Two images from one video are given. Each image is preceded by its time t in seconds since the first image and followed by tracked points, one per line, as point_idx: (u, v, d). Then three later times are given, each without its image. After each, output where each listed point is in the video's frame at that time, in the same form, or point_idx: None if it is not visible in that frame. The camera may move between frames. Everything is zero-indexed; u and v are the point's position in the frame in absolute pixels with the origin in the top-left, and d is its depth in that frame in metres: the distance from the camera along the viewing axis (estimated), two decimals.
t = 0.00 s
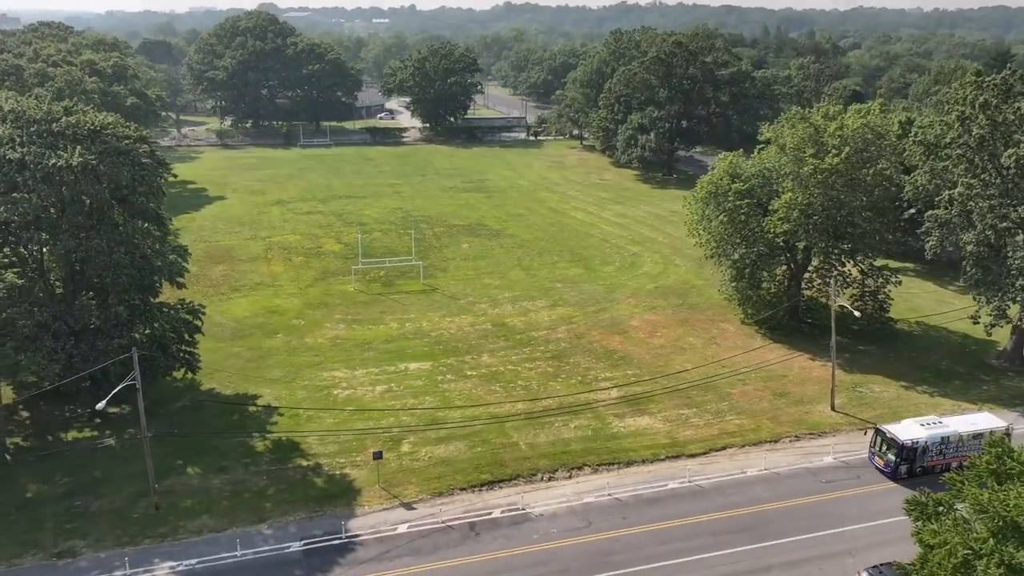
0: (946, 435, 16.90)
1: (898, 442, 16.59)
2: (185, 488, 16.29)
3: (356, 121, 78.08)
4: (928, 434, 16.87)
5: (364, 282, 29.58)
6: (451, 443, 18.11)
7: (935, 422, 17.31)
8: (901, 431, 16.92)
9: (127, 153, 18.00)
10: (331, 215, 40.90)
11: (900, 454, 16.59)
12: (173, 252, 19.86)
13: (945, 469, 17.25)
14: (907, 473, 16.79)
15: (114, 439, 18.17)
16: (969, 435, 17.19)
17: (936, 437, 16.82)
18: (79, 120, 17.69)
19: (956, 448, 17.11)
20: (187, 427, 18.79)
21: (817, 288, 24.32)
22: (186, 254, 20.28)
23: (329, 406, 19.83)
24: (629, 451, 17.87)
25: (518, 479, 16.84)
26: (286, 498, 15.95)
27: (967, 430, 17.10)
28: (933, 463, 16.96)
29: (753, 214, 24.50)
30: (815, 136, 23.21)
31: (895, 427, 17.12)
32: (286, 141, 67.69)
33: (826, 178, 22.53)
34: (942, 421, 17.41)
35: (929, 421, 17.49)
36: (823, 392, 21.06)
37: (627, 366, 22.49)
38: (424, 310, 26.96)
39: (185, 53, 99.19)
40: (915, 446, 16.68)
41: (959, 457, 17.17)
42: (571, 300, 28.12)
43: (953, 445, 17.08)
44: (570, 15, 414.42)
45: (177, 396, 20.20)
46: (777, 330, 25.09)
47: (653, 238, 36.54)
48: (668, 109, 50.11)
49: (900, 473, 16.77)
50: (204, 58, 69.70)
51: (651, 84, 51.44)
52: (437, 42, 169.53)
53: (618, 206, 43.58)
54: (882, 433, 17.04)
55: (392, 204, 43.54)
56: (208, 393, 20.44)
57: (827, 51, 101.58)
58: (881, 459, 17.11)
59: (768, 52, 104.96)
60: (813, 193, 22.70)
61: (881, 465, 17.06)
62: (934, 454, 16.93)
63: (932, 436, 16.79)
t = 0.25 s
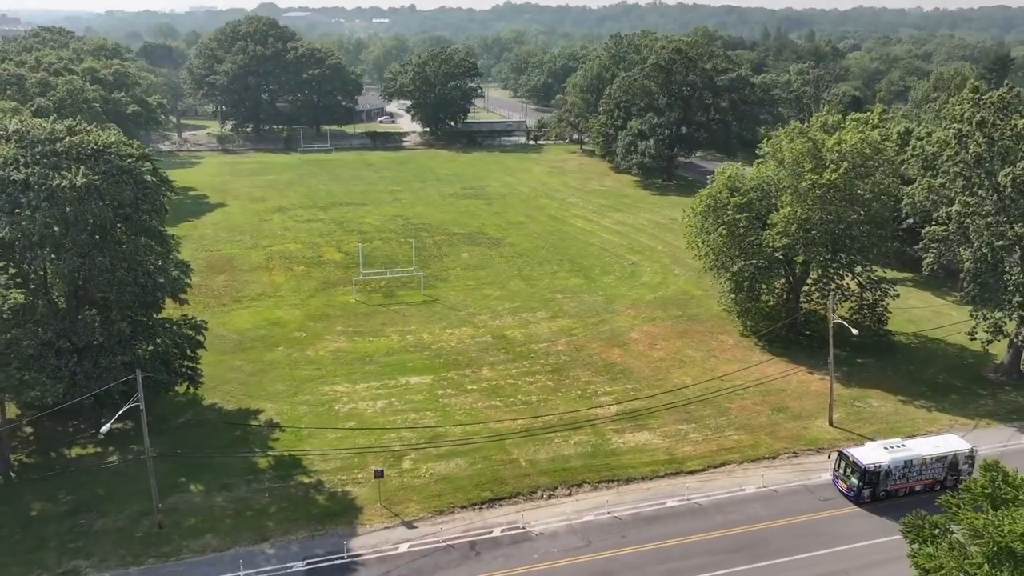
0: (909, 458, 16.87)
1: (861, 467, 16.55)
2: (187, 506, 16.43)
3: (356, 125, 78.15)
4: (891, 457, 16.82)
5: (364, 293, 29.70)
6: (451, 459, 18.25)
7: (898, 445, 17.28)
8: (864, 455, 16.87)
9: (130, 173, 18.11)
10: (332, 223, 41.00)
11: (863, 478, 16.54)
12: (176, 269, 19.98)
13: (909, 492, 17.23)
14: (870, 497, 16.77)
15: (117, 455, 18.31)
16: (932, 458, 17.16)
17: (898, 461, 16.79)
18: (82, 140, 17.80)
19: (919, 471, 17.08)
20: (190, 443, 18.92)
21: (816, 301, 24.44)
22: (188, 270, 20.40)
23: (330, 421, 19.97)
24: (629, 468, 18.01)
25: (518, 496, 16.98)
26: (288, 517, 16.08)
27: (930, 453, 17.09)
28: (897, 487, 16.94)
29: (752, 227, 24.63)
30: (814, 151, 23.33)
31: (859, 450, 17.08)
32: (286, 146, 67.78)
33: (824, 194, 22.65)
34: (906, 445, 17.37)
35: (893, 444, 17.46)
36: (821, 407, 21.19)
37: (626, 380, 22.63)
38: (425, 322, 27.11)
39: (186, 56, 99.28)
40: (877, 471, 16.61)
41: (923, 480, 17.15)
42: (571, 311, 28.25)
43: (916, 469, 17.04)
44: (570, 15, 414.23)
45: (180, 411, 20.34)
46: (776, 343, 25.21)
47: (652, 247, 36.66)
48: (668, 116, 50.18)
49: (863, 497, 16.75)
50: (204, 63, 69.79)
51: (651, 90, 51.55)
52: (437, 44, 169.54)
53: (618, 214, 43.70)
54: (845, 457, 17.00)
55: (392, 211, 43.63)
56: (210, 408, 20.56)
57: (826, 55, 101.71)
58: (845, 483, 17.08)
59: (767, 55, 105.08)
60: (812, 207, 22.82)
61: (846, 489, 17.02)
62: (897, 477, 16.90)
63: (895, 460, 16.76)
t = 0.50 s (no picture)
0: (876, 480, 16.80)
1: (827, 489, 16.47)
2: (190, 523, 16.56)
3: (356, 130, 78.28)
4: (858, 479, 16.75)
5: (365, 304, 29.82)
6: (452, 475, 18.38)
7: (865, 467, 17.22)
8: (831, 478, 16.80)
9: (133, 191, 18.21)
10: (333, 231, 41.12)
11: (829, 500, 16.48)
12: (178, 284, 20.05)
13: (876, 515, 17.16)
14: (837, 519, 16.70)
15: (119, 471, 18.43)
16: (900, 480, 17.07)
17: (865, 483, 16.70)
18: (85, 159, 17.89)
19: (886, 494, 17.00)
20: (192, 458, 19.04)
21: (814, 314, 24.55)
22: (191, 286, 20.48)
23: (332, 436, 20.10)
24: (628, 484, 18.14)
25: (518, 513, 17.11)
26: (290, 534, 16.20)
27: (897, 475, 17.03)
28: (864, 509, 16.86)
29: (750, 241, 24.76)
30: (813, 165, 23.47)
31: (826, 472, 17.01)
32: (287, 151, 67.88)
33: (823, 208, 22.77)
34: (874, 467, 17.29)
35: (860, 466, 17.39)
36: (819, 421, 21.32)
37: (626, 394, 22.75)
38: (426, 333, 27.24)
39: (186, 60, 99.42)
40: (844, 493, 16.53)
41: (889, 503, 17.09)
42: (571, 322, 28.37)
43: (883, 491, 16.96)
44: (569, 16, 414.47)
45: (182, 426, 20.46)
46: (774, 356, 25.32)
47: (652, 256, 36.78)
48: (668, 123, 50.30)
49: (829, 520, 16.67)
50: (205, 68, 69.90)
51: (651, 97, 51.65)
52: (436, 47, 169.64)
53: (617, 221, 43.82)
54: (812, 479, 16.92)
55: (392, 219, 43.73)
56: (212, 423, 20.69)
57: (825, 59, 101.94)
58: (812, 505, 16.99)
59: (766, 59, 105.32)
60: (811, 221, 22.94)
61: (812, 511, 16.95)
62: (864, 500, 16.82)
63: (862, 482, 16.68)
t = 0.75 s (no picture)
0: (838, 508, 16.71)
1: (788, 516, 16.39)
2: (193, 544, 16.71)
3: (357, 135, 78.42)
4: (820, 507, 16.68)
5: (366, 317, 29.99)
6: (453, 495, 18.55)
7: (828, 494, 17.13)
8: (791, 505, 16.73)
9: (136, 215, 18.42)
10: (333, 241, 41.27)
11: (790, 528, 16.40)
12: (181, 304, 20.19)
13: (839, 542, 17.03)
14: (799, 547, 16.60)
15: (123, 491, 18.59)
16: (862, 507, 16.97)
17: (827, 511, 16.62)
18: (90, 183, 18.10)
19: (848, 522, 16.88)
20: (195, 478, 19.20)
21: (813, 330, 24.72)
22: (193, 306, 20.61)
23: (334, 454, 20.28)
24: (627, 504, 18.29)
25: (519, 534, 17.29)
26: (294, 557, 16.34)
27: (859, 502, 16.93)
28: (825, 536, 16.77)
29: (749, 258, 24.90)
30: (810, 184, 23.67)
31: (787, 499, 16.94)
32: (287, 158, 68.02)
33: (820, 227, 22.95)
34: (836, 494, 17.21)
35: (824, 494, 17.30)
36: (817, 438, 21.49)
37: (625, 410, 22.93)
38: (426, 347, 27.38)
39: (187, 65, 99.57)
40: (804, 520, 16.44)
41: (852, 530, 16.95)
42: (571, 336, 28.53)
43: (846, 519, 16.86)
44: (569, 17, 414.76)
45: (184, 445, 20.61)
46: (773, 371, 25.48)
47: (651, 267, 36.94)
48: (667, 132, 50.47)
49: (791, 548, 16.56)
50: (206, 75, 70.08)
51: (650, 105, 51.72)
52: (436, 50, 169.75)
53: (617, 231, 43.97)
54: (774, 506, 16.87)
55: (392, 228, 43.87)
56: (214, 441, 20.86)
57: (824, 64, 102.19)
58: (774, 532, 16.90)
59: (766, 63, 105.56)
60: (808, 239, 23.11)
61: (774, 538, 16.88)
62: (826, 527, 16.74)
63: (823, 510, 16.60)
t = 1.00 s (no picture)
0: (804, 532, 16.70)
1: (753, 540, 16.36)
2: (195, 563, 16.84)
3: (357, 140, 78.53)
4: (785, 531, 16.67)
5: (367, 329, 30.13)
6: (453, 512, 18.68)
7: (794, 518, 17.10)
8: (758, 529, 16.72)
9: (140, 234, 18.58)
10: (334, 250, 41.39)
11: (755, 552, 16.34)
12: (185, 321, 20.31)
13: (805, 566, 16.96)
14: (764, 571, 16.52)
15: (126, 508, 18.71)
16: (829, 531, 16.90)
17: (793, 534, 16.61)
18: (93, 203, 18.27)
19: (815, 545, 16.82)
20: (197, 494, 19.33)
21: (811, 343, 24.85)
22: (196, 322, 20.72)
23: (335, 470, 20.43)
24: (627, 521, 18.42)
25: (519, 552, 17.41)
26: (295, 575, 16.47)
27: (826, 525, 16.87)
28: (791, 560, 16.71)
29: (748, 272, 25.04)
30: (809, 199, 23.81)
31: (754, 524, 16.92)
32: (288, 164, 68.14)
33: (819, 242, 23.07)
34: (802, 517, 17.18)
35: (790, 517, 17.26)
36: (815, 453, 21.63)
37: (624, 424, 23.07)
38: (426, 359, 27.52)
39: (188, 69, 99.71)
40: (770, 544, 16.41)
41: (818, 554, 16.90)
42: (571, 348, 28.67)
43: (812, 542, 16.80)
44: (569, 19, 414.94)
45: (186, 461, 20.74)
46: (772, 384, 25.61)
47: (651, 277, 37.08)
48: (667, 139, 50.63)
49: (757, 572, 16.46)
50: (206, 81, 70.21)
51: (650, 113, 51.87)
52: (436, 52, 169.82)
53: (617, 239, 44.09)
54: (739, 529, 16.84)
55: (393, 237, 43.98)
56: (216, 457, 20.98)
57: (824, 68, 102.34)
58: (740, 557, 16.83)
59: (766, 67, 105.68)
60: (807, 254, 23.23)
61: (740, 563, 16.76)
62: (792, 551, 16.69)
63: (789, 534, 16.58)
